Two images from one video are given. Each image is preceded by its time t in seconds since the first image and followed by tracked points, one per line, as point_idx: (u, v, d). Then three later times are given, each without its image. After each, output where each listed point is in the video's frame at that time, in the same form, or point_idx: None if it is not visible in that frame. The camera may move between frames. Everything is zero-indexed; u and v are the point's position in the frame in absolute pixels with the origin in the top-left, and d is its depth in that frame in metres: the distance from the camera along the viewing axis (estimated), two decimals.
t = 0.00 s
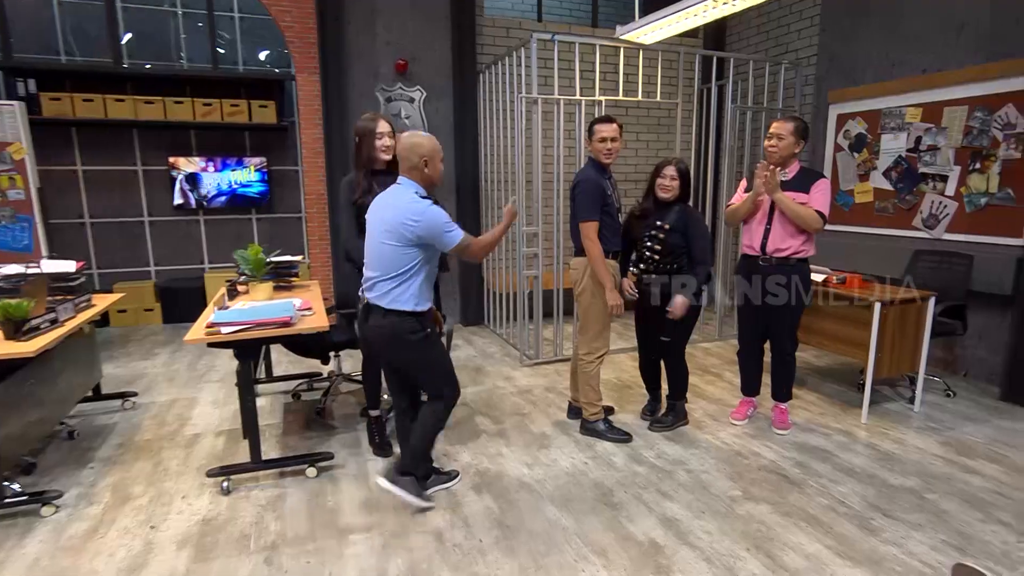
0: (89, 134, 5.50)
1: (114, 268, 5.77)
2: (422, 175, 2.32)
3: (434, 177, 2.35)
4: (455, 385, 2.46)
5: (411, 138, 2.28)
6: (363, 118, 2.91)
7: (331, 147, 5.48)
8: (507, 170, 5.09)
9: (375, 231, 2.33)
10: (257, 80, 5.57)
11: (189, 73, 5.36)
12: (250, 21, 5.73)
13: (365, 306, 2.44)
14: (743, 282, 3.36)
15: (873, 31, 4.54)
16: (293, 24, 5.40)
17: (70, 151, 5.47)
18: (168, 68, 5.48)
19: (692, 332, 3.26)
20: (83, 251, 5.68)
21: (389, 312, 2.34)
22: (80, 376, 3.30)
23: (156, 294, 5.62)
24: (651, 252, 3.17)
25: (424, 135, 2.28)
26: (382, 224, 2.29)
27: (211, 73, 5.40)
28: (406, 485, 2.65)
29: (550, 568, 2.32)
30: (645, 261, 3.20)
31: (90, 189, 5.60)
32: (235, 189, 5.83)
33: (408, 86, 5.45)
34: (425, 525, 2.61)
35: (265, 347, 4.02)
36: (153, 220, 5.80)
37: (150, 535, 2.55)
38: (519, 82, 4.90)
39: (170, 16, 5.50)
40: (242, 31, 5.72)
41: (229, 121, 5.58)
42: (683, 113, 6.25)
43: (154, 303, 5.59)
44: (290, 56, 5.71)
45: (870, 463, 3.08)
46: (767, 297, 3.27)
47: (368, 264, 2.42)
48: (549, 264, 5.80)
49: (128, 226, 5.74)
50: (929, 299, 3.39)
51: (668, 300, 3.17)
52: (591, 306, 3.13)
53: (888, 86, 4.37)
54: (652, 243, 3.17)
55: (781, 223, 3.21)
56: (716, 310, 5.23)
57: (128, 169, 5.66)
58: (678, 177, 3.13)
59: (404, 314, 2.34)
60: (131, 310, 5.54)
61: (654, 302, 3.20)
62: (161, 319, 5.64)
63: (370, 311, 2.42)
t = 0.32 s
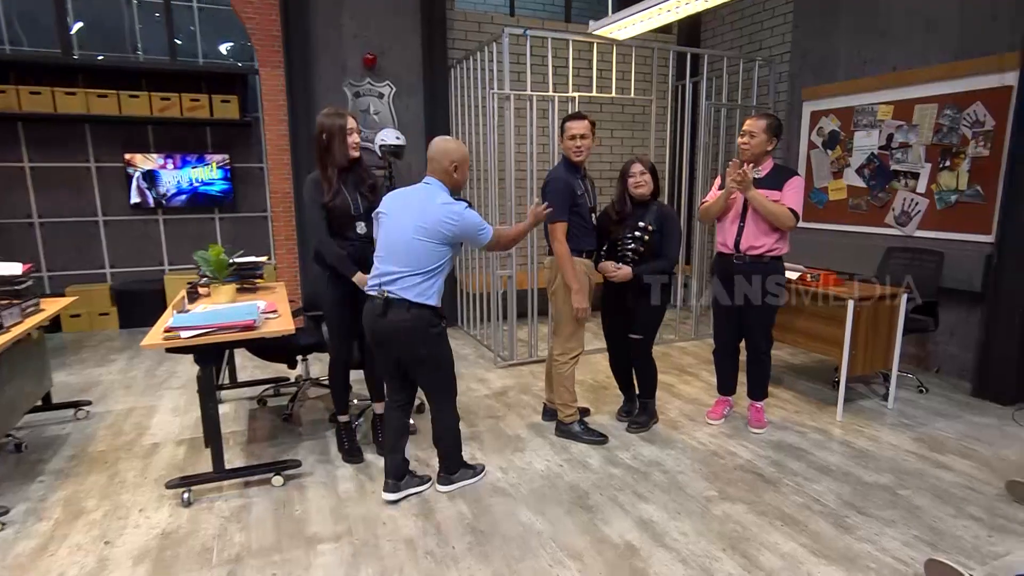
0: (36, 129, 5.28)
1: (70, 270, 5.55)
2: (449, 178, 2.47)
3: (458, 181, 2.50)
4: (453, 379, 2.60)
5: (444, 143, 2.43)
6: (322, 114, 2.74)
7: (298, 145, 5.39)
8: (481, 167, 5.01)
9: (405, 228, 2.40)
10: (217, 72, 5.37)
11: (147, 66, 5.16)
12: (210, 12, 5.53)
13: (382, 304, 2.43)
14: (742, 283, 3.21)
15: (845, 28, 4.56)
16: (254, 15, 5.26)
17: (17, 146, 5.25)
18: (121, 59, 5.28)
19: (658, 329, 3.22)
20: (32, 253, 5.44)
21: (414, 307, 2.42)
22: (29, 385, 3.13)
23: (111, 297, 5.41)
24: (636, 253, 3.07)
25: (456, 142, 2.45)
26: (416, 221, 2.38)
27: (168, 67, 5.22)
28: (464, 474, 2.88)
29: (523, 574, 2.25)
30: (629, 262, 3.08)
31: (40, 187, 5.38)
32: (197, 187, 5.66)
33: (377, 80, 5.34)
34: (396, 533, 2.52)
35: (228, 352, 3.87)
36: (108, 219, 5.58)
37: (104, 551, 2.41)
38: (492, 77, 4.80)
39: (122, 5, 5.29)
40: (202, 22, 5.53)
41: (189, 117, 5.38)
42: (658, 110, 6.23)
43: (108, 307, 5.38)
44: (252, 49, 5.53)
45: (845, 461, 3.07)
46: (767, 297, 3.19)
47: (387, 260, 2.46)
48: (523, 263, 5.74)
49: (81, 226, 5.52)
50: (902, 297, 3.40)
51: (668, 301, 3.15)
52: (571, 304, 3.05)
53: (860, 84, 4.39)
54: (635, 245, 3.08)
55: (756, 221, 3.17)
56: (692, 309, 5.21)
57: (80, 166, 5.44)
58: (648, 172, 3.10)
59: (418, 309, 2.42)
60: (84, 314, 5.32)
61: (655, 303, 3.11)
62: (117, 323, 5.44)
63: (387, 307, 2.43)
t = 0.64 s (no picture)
0: None
1: (36, 272, 5.39)
2: (452, 176, 2.43)
3: (462, 180, 2.46)
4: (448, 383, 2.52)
5: (449, 140, 2.40)
6: (295, 111, 2.63)
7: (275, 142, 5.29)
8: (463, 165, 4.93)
9: (410, 221, 2.34)
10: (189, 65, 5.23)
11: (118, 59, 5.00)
12: (181, 4, 5.34)
13: (384, 296, 2.33)
14: (742, 283, 3.13)
15: (831, 24, 4.53)
16: (227, 6, 5.17)
17: None
18: (86, 51, 5.08)
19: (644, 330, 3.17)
20: None
21: (416, 301, 2.34)
22: None
23: (79, 299, 5.26)
24: (625, 253, 3.03)
25: (461, 140, 2.42)
26: (422, 214, 2.32)
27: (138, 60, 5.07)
28: (447, 479, 2.79)
29: None
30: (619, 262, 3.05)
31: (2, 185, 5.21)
32: (168, 185, 5.52)
33: (356, 76, 5.37)
34: (376, 541, 2.43)
35: (202, 356, 3.75)
36: (74, 219, 5.42)
37: (69, 565, 2.29)
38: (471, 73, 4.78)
39: None
40: (172, 13, 5.33)
41: (160, 112, 5.26)
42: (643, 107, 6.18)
43: (76, 310, 5.24)
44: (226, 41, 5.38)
45: (834, 462, 3.02)
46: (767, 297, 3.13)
47: (389, 254, 2.38)
48: (508, 263, 5.66)
49: (47, 226, 5.36)
50: (889, 296, 3.37)
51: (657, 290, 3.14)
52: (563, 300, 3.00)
53: (847, 80, 4.37)
54: (626, 245, 3.03)
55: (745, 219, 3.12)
56: (679, 309, 5.16)
57: (45, 163, 5.27)
58: (630, 170, 3.04)
59: (420, 304, 2.35)
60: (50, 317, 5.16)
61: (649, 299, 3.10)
62: (86, 326, 5.29)
63: (389, 301, 2.34)
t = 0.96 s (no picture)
0: None
1: (14, 275, 5.31)
2: (438, 176, 2.38)
3: (448, 181, 2.41)
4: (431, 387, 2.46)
5: (435, 141, 2.37)
6: (277, 112, 2.55)
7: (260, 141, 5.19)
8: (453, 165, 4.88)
9: (390, 221, 2.30)
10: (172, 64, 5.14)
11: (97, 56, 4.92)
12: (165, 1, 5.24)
13: (364, 295, 2.30)
14: (743, 283, 3.09)
15: (824, 22, 4.52)
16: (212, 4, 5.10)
17: None
18: (65, 49, 5.00)
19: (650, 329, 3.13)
20: None
21: (394, 302, 2.29)
22: None
23: (57, 302, 5.17)
24: (617, 247, 3.01)
25: (447, 141, 2.38)
26: (402, 214, 2.28)
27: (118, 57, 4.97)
28: (437, 484, 2.73)
29: None
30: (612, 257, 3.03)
31: None
32: (151, 185, 5.43)
33: (343, 74, 5.32)
34: (365, 548, 2.37)
35: (185, 360, 3.67)
36: (53, 219, 5.33)
37: None
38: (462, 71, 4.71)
39: None
40: (155, 10, 5.24)
41: (141, 110, 5.18)
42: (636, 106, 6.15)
43: (55, 313, 5.15)
44: (210, 39, 5.29)
45: (828, 464, 2.99)
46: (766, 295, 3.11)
47: (371, 253, 2.34)
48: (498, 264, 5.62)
49: (25, 227, 5.27)
50: (883, 296, 3.33)
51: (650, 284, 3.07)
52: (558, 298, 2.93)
53: (840, 80, 4.35)
54: (617, 239, 3.01)
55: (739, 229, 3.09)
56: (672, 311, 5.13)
57: (22, 163, 5.18)
58: (625, 167, 3.00)
59: (400, 305, 2.29)
60: (26, 321, 5.08)
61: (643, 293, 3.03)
62: (66, 329, 5.21)
63: (370, 300, 2.30)
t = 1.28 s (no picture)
0: None
1: (5, 279, 5.27)
2: (421, 177, 2.34)
3: (433, 182, 2.37)
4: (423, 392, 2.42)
5: (417, 142, 2.33)
6: (273, 114, 2.53)
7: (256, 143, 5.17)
8: (450, 168, 4.86)
9: (371, 225, 2.27)
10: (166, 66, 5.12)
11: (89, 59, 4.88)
12: (159, 3, 5.22)
13: (351, 301, 2.29)
14: (742, 283, 3.06)
15: (823, 25, 4.50)
16: (207, 6, 5.04)
17: None
18: (58, 51, 4.97)
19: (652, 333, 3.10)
20: None
21: (380, 308, 2.27)
22: None
23: (48, 307, 5.13)
24: (609, 254, 2.99)
25: (429, 141, 2.33)
26: (381, 219, 2.25)
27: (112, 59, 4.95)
28: (433, 491, 2.69)
29: None
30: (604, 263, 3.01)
31: None
32: (145, 189, 5.39)
33: (339, 77, 5.29)
34: (360, 556, 2.33)
35: (179, 366, 3.64)
36: (45, 223, 5.30)
37: None
38: (459, 73, 4.68)
39: None
40: (149, 13, 5.21)
41: (135, 113, 5.16)
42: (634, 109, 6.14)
43: (46, 317, 5.11)
44: (204, 41, 5.27)
45: (828, 471, 2.96)
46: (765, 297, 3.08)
47: (356, 260, 2.33)
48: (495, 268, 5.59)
49: (17, 231, 5.24)
50: (883, 300, 3.30)
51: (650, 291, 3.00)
52: (553, 306, 2.90)
53: (839, 83, 4.34)
54: (611, 244, 2.98)
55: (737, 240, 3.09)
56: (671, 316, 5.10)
57: (14, 165, 5.15)
58: (627, 174, 2.96)
59: (385, 311, 2.27)
60: (17, 326, 5.03)
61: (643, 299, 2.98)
62: (57, 334, 5.17)
63: (357, 306, 2.29)
